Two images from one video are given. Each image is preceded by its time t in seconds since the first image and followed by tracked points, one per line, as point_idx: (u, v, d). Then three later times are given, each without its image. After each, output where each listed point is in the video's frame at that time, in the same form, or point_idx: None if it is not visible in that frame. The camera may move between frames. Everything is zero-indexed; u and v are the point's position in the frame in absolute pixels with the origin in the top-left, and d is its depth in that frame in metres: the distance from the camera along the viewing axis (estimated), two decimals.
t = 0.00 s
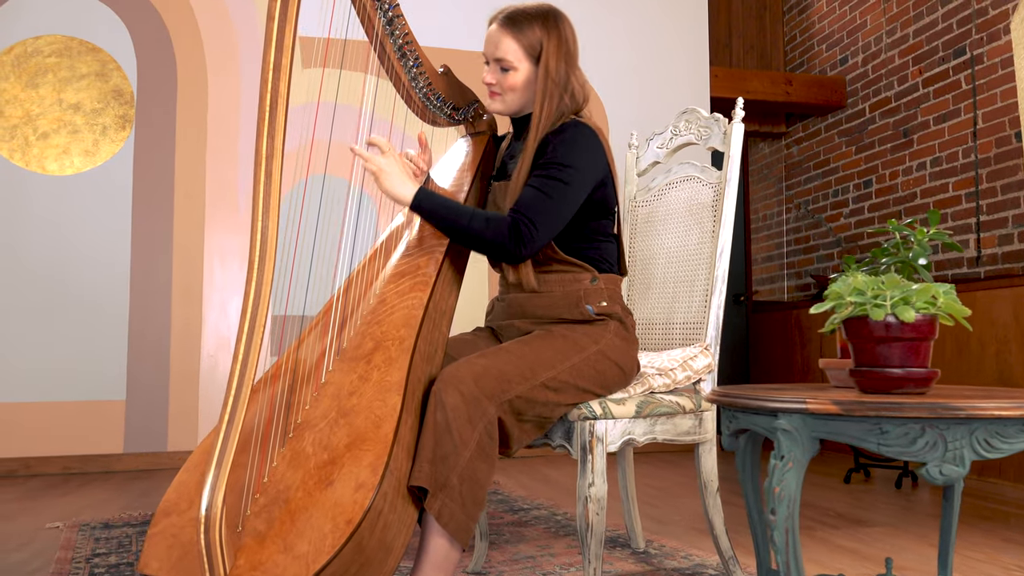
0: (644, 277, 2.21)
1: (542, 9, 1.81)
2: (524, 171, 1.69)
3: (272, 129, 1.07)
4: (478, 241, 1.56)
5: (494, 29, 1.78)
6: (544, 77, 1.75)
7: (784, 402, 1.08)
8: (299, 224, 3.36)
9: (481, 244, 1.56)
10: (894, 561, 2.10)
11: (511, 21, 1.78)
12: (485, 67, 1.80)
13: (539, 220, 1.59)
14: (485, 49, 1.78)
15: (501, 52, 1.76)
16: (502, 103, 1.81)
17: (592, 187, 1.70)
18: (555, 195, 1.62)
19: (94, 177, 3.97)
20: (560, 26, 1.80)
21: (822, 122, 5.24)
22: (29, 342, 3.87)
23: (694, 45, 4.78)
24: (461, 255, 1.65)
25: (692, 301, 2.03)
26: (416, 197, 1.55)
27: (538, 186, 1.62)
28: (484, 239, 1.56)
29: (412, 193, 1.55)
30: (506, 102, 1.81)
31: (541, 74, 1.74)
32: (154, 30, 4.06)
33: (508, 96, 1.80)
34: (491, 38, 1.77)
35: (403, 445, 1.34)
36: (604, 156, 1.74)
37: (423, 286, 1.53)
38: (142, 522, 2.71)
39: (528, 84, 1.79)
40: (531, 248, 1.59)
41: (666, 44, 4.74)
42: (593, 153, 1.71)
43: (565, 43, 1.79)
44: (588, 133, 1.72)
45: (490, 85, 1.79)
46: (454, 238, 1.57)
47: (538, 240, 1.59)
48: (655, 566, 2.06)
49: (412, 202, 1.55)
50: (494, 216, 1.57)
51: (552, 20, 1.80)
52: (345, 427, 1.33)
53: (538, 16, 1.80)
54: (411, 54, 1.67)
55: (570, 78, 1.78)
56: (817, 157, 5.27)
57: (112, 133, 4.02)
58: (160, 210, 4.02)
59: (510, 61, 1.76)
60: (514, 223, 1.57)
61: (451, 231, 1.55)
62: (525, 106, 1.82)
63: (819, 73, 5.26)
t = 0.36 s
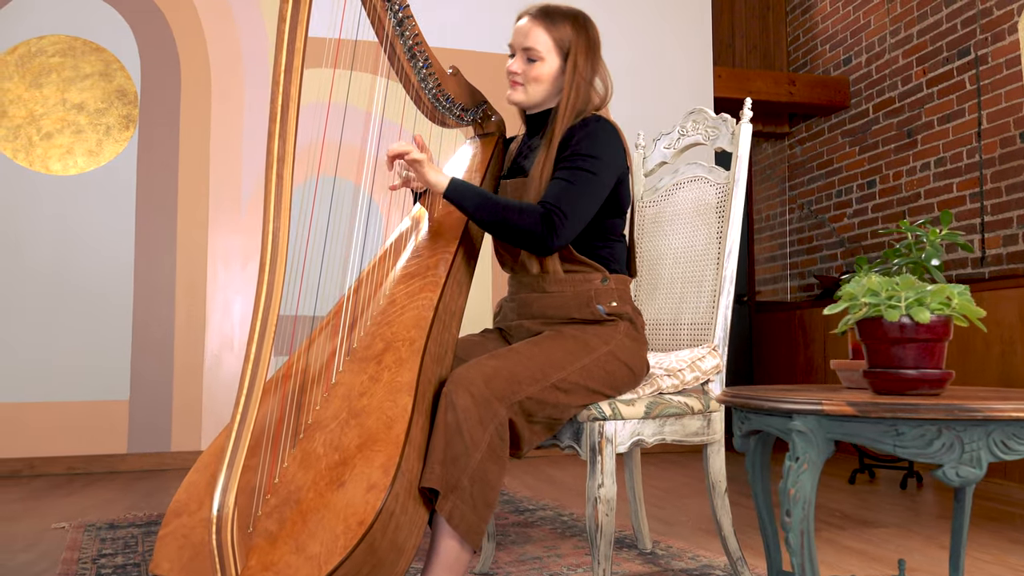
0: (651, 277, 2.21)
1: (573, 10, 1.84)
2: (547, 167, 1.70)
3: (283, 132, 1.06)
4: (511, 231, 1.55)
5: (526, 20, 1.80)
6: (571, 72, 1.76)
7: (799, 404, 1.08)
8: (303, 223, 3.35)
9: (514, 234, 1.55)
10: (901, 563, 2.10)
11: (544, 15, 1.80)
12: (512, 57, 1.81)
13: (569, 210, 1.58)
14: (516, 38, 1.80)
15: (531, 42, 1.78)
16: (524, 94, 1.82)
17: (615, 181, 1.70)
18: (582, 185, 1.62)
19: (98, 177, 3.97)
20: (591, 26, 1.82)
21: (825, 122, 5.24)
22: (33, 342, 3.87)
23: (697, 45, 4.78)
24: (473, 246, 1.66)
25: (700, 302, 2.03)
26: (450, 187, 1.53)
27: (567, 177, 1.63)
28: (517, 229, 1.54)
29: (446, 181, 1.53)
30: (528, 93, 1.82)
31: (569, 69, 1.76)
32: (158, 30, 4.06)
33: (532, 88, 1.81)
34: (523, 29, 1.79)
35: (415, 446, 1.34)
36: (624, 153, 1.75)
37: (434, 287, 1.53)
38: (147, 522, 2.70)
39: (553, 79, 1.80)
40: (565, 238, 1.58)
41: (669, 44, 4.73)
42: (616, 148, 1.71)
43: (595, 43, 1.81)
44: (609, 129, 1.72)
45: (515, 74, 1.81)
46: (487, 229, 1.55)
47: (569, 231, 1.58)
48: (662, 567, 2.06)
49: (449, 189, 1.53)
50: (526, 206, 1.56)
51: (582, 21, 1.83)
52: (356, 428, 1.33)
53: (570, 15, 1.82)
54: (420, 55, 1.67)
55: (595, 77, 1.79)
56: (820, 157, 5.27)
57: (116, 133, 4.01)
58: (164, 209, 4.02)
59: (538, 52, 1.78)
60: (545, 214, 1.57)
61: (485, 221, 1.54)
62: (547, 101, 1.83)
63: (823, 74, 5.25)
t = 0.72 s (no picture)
0: (657, 277, 2.21)
1: (587, 15, 1.85)
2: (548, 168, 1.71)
3: (293, 132, 1.05)
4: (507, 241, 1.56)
5: (542, 18, 1.81)
6: (583, 74, 1.78)
7: (811, 405, 1.09)
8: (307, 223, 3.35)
9: (510, 245, 1.56)
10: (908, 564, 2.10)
11: (560, 15, 1.82)
12: (524, 54, 1.82)
13: (562, 220, 1.59)
14: (529, 34, 1.81)
15: (544, 40, 1.78)
16: (533, 90, 1.82)
17: (614, 185, 1.69)
18: (577, 193, 1.62)
19: (101, 177, 3.97)
20: (603, 31, 1.84)
21: (828, 122, 5.24)
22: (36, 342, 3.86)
23: (700, 45, 4.77)
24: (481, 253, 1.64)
25: (707, 303, 2.03)
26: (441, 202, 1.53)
27: (561, 185, 1.62)
28: (512, 240, 1.55)
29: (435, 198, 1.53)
30: (538, 90, 1.82)
31: (580, 70, 1.78)
32: (162, 30, 4.06)
33: (541, 85, 1.81)
34: (537, 26, 1.80)
35: (424, 446, 1.34)
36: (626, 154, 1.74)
37: (442, 287, 1.53)
38: (151, 523, 2.70)
39: (564, 78, 1.81)
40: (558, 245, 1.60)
41: (672, 44, 4.73)
42: (614, 151, 1.70)
43: (606, 48, 1.83)
44: (608, 131, 1.72)
45: (526, 70, 1.81)
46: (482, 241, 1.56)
47: (562, 238, 1.59)
48: (669, 569, 2.06)
49: (438, 207, 1.53)
50: (518, 217, 1.57)
51: (596, 26, 1.84)
52: (365, 429, 1.32)
53: (584, 18, 1.84)
54: (429, 57, 1.68)
55: (604, 82, 1.81)
56: (823, 157, 5.27)
57: (118, 133, 4.01)
58: (167, 210, 4.02)
59: (551, 50, 1.79)
60: (538, 222, 1.57)
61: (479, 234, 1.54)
62: (554, 100, 1.84)
63: (825, 74, 5.25)
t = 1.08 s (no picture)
0: (664, 278, 2.21)
1: (588, 14, 1.85)
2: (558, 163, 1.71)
3: (302, 134, 1.04)
4: (513, 229, 1.53)
5: (542, 20, 1.81)
6: (587, 73, 1.77)
7: (825, 406, 1.09)
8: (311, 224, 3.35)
9: (517, 232, 1.53)
10: (915, 565, 2.10)
11: (560, 16, 1.81)
12: (527, 57, 1.81)
13: (574, 208, 1.57)
14: (531, 37, 1.80)
15: (547, 42, 1.78)
16: (538, 93, 1.81)
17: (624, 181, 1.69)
18: (590, 184, 1.61)
19: (105, 178, 3.97)
20: (605, 30, 1.84)
21: (831, 123, 5.24)
22: (40, 342, 3.86)
23: (703, 45, 4.77)
24: (490, 252, 1.64)
25: (714, 304, 2.03)
26: (445, 190, 1.50)
27: (574, 174, 1.61)
28: (519, 227, 1.53)
29: (439, 186, 1.50)
30: (542, 93, 1.81)
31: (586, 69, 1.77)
32: (165, 30, 4.06)
33: (546, 87, 1.80)
34: (538, 28, 1.80)
35: (434, 448, 1.33)
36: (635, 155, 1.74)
37: (450, 287, 1.53)
38: (156, 523, 2.70)
39: (569, 79, 1.80)
40: (566, 233, 1.57)
41: (675, 45, 4.72)
42: (625, 148, 1.70)
43: (609, 46, 1.83)
44: (619, 129, 1.71)
45: (530, 73, 1.80)
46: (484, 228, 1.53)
47: (571, 227, 1.57)
48: (676, 570, 2.05)
49: (444, 193, 1.50)
50: (529, 203, 1.54)
51: (597, 25, 1.84)
52: (375, 429, 1.32)
53: (585, 17, 1.84)
54: (437, 57, 1.69)
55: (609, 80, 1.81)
56: (826, 158, 5.26)
57: (122, 133, 4.01)
58: (171, 210, 4.02)
59: (555, 52, 1.78)
60: (548, 209, 1.55)
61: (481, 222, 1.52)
62: (560, 102, 1.83)
63: (828, 74, 5.25)
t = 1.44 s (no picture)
0: (671, 278, 2.21)
1: (581, 11, 1.81)
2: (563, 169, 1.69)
3: (310, 132, 1.02)
4: (519, 232, 1.53)
5: (533, 28, 1.79)
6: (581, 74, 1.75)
7: (841, 408, 1.10)
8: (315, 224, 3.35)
9: (523, 236, 1.53)
10: (921, 565, 2.10)
11: (549, 20, 1.79)
12: (525, 67, 1.81)
13: (580, 210, 1.56)
14: (524, 47, 1.79)
15: (539, 49, 1.77)
16: (541, 101, 1.82)
17: (633, 185, 1.68)
18: (597, 187, 1.60)
19: (108, 178, 3.96)
20: (599, 25, 1.80)
21: (834, 124, 5.23)
22: (44, 343, 3.86)
23: (707, 46, 4.76)
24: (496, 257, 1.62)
25: (721, 304, 2.03)
26: (451, 196, 1.50)
27: (582, 178, 1.61)
28: (526, 231, 1.53)
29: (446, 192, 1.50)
30: (544, 101, 1.81)
31: (580, 70, 1.75)
32: (169, 30, 4.05)
33: (546, 94, 1.80)
34: (529, 37, 1.78)
35: (444, 449, 1.33)
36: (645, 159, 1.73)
37: (459, 288, 1.53)
38: (162, 523, 2.71)
39: (568, 82, 1.79)
40: (572, 236, 1.56)
41: (679, 45, 4.72)
42: (634, 152, 1.69)
43: (604, 40, 1.79)
44: (629, 132, 1.71)
45: (528, 84, 1.80)
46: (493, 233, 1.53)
47: (578, 229, 1.56)
48: (683, 571, 2.05)
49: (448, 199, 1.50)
50: (533, 207, 1.54)
51: (590, 20, 1.80)
52: (385, 431, 1.32)
53: (577, 15, 1.80)
54: (444, 57, 1.67)
55: (609, 75, 1.78)
56: (829, 158, 5.26)
57: (125, 133, 4.00)
58: (174, 210, 4.02)
59: (548, 58, 1.76)
60: (554, 212, 1.54)
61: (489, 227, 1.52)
62: (564, 104, 1.82)
63: (831, 74, 5.25)
